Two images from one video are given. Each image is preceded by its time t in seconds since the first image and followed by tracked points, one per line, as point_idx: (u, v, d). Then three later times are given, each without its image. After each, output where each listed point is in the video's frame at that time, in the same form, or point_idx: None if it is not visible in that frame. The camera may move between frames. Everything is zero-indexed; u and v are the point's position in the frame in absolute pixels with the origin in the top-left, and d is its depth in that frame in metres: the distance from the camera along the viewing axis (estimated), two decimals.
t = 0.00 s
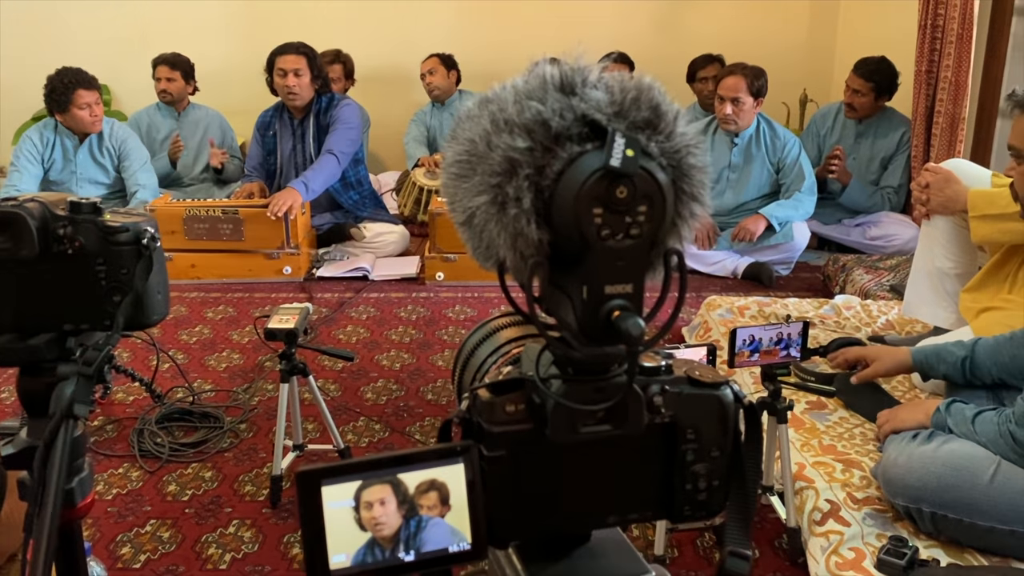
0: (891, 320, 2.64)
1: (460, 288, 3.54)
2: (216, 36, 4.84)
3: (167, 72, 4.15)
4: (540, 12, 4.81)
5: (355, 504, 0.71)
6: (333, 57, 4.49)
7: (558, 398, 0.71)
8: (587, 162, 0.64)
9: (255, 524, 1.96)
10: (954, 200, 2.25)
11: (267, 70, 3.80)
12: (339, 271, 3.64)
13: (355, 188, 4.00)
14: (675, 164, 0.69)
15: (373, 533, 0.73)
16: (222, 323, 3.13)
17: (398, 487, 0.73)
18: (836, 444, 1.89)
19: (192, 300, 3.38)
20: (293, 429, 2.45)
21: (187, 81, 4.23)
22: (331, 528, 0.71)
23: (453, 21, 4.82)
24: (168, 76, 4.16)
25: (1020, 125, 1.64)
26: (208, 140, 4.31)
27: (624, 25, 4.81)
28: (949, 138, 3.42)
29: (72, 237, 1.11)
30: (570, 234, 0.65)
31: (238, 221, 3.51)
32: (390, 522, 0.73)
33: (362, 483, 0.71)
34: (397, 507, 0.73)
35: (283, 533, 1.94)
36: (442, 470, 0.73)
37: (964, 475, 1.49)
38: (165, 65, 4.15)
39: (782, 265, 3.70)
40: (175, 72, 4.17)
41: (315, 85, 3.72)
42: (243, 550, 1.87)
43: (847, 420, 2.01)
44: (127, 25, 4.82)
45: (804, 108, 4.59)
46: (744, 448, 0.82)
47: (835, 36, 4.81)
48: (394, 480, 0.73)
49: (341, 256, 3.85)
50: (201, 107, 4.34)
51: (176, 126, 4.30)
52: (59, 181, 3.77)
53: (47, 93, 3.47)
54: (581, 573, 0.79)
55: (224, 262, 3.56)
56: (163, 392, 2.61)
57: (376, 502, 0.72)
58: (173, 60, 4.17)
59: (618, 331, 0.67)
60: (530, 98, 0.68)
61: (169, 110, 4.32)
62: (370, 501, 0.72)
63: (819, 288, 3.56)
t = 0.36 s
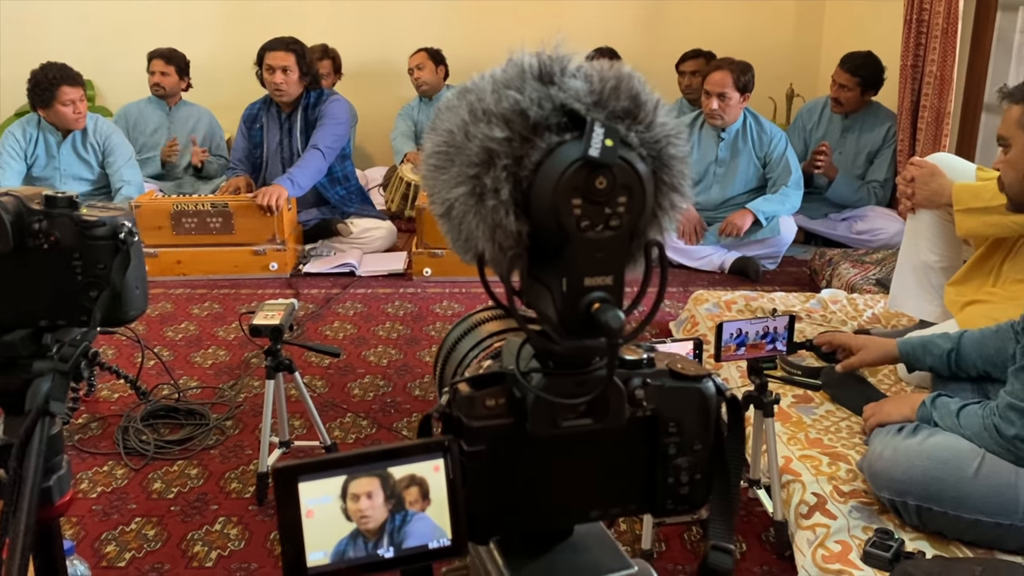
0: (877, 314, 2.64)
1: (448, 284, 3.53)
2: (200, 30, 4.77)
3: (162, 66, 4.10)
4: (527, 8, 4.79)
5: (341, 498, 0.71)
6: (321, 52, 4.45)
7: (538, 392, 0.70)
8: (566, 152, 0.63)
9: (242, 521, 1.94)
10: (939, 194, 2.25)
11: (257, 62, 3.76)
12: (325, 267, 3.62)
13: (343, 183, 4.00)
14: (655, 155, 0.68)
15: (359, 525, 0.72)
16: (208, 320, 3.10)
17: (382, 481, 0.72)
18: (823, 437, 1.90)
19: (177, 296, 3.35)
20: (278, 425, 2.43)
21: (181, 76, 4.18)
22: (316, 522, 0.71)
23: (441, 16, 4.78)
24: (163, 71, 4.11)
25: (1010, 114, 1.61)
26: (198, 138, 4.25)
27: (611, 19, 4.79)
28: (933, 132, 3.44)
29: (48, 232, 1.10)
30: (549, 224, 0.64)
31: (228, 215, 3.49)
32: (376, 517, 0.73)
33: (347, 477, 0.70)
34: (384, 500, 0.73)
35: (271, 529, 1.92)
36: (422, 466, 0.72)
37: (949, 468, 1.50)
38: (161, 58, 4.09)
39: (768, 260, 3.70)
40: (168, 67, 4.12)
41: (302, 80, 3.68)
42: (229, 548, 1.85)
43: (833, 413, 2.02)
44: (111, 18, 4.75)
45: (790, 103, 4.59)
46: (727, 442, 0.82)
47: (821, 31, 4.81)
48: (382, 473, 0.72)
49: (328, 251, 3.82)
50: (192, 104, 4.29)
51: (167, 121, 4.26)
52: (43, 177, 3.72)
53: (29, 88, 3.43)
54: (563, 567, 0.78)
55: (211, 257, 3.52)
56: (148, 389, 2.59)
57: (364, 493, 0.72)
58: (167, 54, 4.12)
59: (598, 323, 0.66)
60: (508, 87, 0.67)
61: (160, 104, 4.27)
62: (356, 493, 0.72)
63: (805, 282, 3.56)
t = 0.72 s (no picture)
0: (862, 310, 2.65)
1: (435, 282, 3.52)
2: (184, 26, 4.70)
3: (156, 64, 4.08)
4: (514, 5, 4.77)
5: (317, 500, 0.70)
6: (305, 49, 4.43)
7: (516, 390, 0.69)
8: (542, 148, 0.62)
9: (227, 521, 1.93)
10: (923, 190, 2.26)
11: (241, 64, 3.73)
12: (312, 265, 3.60)
13: (329, 182, 3.97)
14: (632, 151, 0.67)
15: (334, 529, 0.71)
16: (193, 319, 3.08)
17: (358, 483, 0.72)
18: (808, 433, 1.90)
19: (162, 295, 3.33)
20: (264, 424, 2.41)
21: (175, 75, 4.16)
22: (293, 523, 0.70)
23: (427, 14, 4.76)
24: (157, 68, 4.09)
25: (1000, 109, 1.57)
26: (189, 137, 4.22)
27: (597, 17, 4.78)
28: (918, 129, 3.45)
29: (23, 231, 1.13)
30: (525, 222, 0.64)
31: (208, 216, 3.46)
32: (351, 521, 0.72)
33: (325, 478, 0.70)
34: (360, 504, 0.72)
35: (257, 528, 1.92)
36: (398, 465, 0.71)
37: (933, 458, 1.49)
38: (155, 56, 4.07)
39: (755, 256, 3.71)
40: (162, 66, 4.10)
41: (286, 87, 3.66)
42: (214, 548, 1.84)
43: (818, 410, 2.02)
44: (93, 14, 4.67)
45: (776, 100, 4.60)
46: (706, 438, 0.81)
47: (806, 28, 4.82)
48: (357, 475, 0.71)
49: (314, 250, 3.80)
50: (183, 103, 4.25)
51: (158, 117, 4.21)
52: (25, 177, 3.68)
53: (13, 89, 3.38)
54: (543, 566, 0.78)
55: (195, 257, 3.51)
56: (133, 389, 2.57)
57: (337, 501, 0.71)
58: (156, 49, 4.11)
59: (574, 321, 0.66)
60: (483, 83, 0.66)
61: (151, 100, 4.22)
62: (332, 497, 0.71)
63: (791, 279, 3.57)
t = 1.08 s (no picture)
0: (848, 309, 2.65)
1: (422, 282, 3.50)
2: (169, 27, 4.66)
3: (151, 74, 4.02)
4: (500, 6, 4.77)
5: (294, 507, 0.69)
6: (287, 49, 4.40)
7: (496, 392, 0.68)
8: (520, 147, 0.62)
9: (213, 524, 1.91)
10: (908, 189, 2.26)
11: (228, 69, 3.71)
12: (297, 266, 3.58)
13: (316, 184, 3.96)
14: (611, 150, 0.67)
15: (312, 537, 0.70)
16: (178, 321, 3.06)
17: (336, 490, 0.71)
18: (794, 432, 1.90)
19: (147, 297, 3.31)
20: (250, 426, 2.39)
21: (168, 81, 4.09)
22: (271, 528, 0.69)
23: (414, 14, 4.74)
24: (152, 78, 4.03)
25: (980, 108, 1.57)
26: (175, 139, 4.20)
27: (583, 17, 4.78)
28: (903, 129, 3.47)
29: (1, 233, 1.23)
30: (503, 221, 0.63)
31: (199, 215, 3.44)
32: (329, 529, 0.71)
33: (307, 481, 0.69)
34: (338, 512, 0.71)
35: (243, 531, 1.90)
36: (375, 469, 0.70)
37: (918, 455, 1.49)
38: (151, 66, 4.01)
39: (741, 256, 3.71)
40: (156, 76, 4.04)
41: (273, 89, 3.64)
42: (199, 551, 1.82)
43: (805, 409, 2.03)
44: (75, 15, 4.63)
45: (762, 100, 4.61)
46: (688, 438, 0.81)
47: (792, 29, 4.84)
48: (333, 482, 0.70)
49: (300, 251, 3.78)
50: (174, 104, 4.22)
51: (145, 120, 4.18)
52: (8, 179, 3.62)
53: None
54: (525, 569, 0.77)
55: (179, 258, 3.47)
56: (117, 392, 2.55)
57: (314, 510, 0.70)
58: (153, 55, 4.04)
59: (554, 321, 0.65)
60: (460, 81, 0.65)
61: (139, 103, 4.19)
62: (309, 505, 0.70)
63: (778, 278, 3.58)
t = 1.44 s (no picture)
0: (835, 311, 2.66)
1: (411, 286, 3.49)
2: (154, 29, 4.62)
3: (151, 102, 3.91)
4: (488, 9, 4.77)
5: (276, 516, 0.69)
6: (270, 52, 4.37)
7: (478, 399, 0.68)
8: (500, 153, 0.62)
9: (199, 530, 1.90)
10: (894, 192, 2.27)
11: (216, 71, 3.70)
12: (286, 270, 3.56)
13: (305, 189, 3.94)
14: (592, 157, 0.66)
15: (296, 547, 0.70)
16: (165, 326, 3.04)
17: (318, 498, 0.70)
18: (782, 434, 1.91)
19: (134, 302, 3.29)
20: (237, 431, 2.38)
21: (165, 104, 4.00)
22: (253, 536, 0.69)
23: (403, 16, 4.72)
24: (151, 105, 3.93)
25: (956, 120, 1.49)
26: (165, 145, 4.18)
27: (571, 21, 4.78)
28: (889, 131, 3.49)
29: None
30: (484, 227, 0.63)
31: (180, 221, 3.40)
32: (312, 537, 0.70)
33: (297, 488, 0.69)
34: (321, 521, 0.70)
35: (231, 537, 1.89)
36: (356, 477, 0.70)
37: (904, 460, 1.50)
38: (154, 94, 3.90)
39: (729, 258, 3.72)
40: (160, 103, 3.95)
41: (265, 89, 3.63)
42: (186, 557, 1.81)
43: (793, 411, 2.03)
44: (59, 18, 4.58)
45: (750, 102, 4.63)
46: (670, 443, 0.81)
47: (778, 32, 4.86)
48: (315, 492, 0.70)
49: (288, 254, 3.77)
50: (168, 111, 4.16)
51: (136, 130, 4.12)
52: None
53: None
54: None
55: (165, 263, 3.46)
56: (104, 397, 2.53)
57: (296, 518, 0.69)
58: (158, 79, 3.93)
59: (535, 328, 0.65)
60: (440, 88, 0.65)
61: (126, 111, 4.10)
62: (291, 514, 0.69)
63: (766, 280, 3.59)
